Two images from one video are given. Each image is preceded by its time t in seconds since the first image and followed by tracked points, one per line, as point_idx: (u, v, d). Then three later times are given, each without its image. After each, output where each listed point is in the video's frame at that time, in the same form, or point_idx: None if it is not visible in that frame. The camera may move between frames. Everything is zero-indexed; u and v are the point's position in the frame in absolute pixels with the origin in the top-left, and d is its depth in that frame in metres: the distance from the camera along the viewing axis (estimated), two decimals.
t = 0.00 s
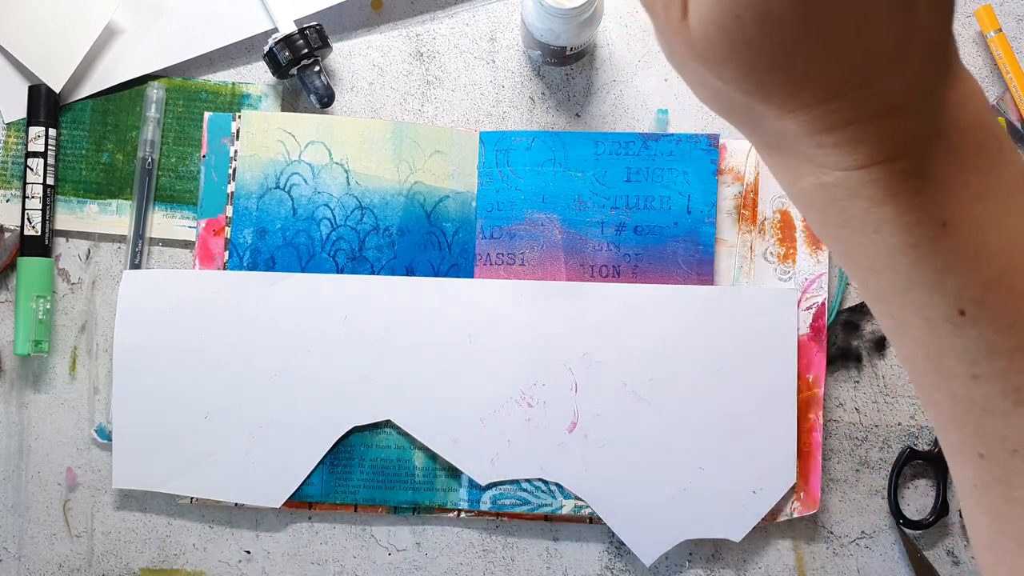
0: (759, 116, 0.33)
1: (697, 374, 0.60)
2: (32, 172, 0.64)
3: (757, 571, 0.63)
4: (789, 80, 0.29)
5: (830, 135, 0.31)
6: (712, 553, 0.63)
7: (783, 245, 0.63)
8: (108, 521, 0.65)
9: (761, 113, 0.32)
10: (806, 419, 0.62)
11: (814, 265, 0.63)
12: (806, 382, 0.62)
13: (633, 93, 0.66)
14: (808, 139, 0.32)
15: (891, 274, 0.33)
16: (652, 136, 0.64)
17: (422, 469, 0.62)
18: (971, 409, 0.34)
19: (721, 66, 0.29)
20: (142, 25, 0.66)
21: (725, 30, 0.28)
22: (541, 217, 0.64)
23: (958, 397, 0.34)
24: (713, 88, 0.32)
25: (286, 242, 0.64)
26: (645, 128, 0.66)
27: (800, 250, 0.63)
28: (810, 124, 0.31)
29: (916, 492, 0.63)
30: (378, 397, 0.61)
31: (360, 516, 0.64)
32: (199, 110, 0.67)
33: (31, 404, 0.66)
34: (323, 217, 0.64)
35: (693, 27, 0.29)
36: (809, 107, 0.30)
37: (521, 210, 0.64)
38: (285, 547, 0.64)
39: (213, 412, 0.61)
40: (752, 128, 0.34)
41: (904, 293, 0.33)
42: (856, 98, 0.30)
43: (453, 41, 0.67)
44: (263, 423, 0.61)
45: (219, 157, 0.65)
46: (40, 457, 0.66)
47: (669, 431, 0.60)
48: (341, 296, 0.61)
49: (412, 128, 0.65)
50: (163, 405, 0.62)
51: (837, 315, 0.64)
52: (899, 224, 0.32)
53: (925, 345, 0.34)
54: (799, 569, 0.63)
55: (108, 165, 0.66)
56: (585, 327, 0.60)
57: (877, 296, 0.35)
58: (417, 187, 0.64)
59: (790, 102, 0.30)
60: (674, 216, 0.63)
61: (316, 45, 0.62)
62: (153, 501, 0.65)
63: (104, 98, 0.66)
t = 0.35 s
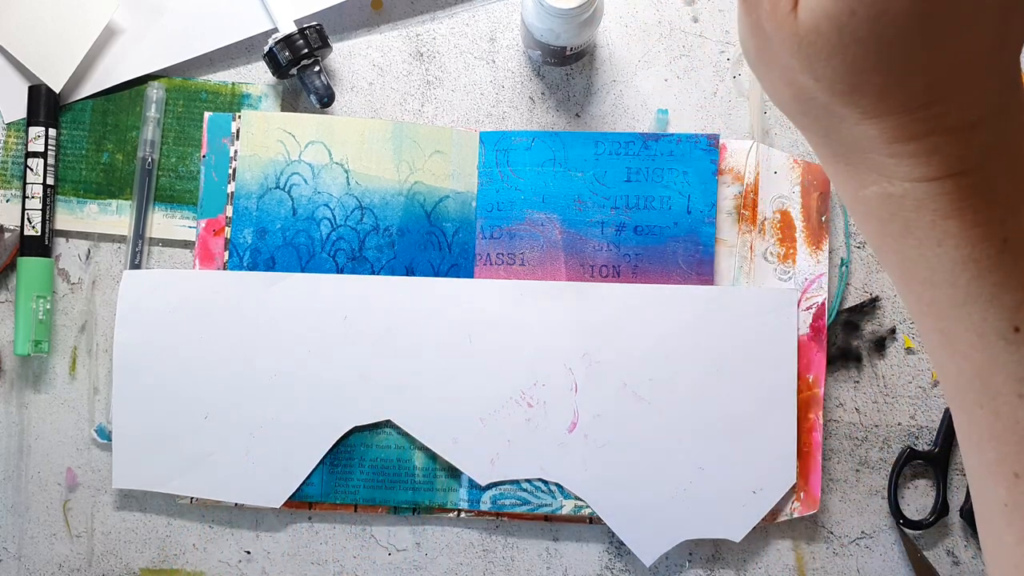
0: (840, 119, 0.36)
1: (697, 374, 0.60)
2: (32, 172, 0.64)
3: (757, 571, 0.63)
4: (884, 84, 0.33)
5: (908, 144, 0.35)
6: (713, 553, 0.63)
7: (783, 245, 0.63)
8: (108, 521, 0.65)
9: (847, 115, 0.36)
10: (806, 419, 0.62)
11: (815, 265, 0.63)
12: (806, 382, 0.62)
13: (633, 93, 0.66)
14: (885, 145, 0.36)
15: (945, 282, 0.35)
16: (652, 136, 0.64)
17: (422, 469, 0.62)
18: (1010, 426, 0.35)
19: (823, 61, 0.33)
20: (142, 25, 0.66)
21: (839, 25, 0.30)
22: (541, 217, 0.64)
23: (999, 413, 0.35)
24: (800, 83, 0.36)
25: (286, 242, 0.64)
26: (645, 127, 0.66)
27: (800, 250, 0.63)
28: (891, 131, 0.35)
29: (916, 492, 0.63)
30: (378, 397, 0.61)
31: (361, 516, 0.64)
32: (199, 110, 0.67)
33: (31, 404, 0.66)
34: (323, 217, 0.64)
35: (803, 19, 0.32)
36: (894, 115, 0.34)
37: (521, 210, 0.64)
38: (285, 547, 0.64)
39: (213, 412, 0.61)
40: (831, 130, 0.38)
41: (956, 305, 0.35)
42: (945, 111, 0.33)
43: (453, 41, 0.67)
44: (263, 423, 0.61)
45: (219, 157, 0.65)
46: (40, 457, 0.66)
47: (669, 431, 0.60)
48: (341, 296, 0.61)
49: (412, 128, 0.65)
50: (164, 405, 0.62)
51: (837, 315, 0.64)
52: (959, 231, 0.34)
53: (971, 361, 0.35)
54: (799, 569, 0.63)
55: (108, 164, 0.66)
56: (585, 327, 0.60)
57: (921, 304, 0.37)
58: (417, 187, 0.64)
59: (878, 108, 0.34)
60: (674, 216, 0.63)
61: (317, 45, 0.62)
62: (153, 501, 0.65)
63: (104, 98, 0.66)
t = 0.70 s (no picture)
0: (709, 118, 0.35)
1: (697, 374, 0.60)
2: (32, 172, 0.64)
3: (757, 571, 0.63)
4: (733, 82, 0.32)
5: (774, 131, 0.33)
6: (713, 553, 0.63)
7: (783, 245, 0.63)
8: (108, 521, 0.65)
9: (713, 113, 0.34)
10: (806, 419, 0.62)
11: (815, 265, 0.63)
12: (806, 382, 0.62)
13: (633, 93, 0.66)
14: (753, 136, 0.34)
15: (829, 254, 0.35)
16: (652, 136, 0.64)
17: (422, 469, 0.62)
18: (914, 385, 0.33)
19: (668, 67, 0.33)
20: (142, 25, 0.66)
21: (668, 35, 0.31)
22: (541, 217, 0.64)
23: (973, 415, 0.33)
24: (667, 91, 0.35)
25: (286, 242, 0.64)
26: (645, 128, 0.66)
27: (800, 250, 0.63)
28: (755, 121, 0.33)
29: (916, 492, 0.63)
30: (378, 397, 0.61)
31: (361, 516, 0.64)
32: (200, 110, 0.67)
33: (31, 404, 0.66)
34: (323, 217, 0.64)
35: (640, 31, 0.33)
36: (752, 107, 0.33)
37: (521, 210, 0.64)
38: (285, 547, 0.64)
39: (213, 412, 0.61)
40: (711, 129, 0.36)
41: (849, 273, 0.34)
42: (796, 97, 0.32)
43: (453, 41, 0.67)
44: (263, 422, 0.61)
45: (219, 157, 0.65)
46: (40, 457, 0.66)
47: (668, 431, 0.60)
48: (341, 296, 0.61)
49: (412, 128, 0.65)
50: (164, 405, 0.62)
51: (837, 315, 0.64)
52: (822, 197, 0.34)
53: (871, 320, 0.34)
54: (799, 569, 0.63)
55: (108, 164, 0.66)
56: (585, 327, 0.60)
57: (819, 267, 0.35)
58: (417, 187, 0.64)
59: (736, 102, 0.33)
60: (674, 216, 0.63)
61: (316, 45, 0.62)
62: (153, 501, 0.65)
63: (104, 97, 0.66)
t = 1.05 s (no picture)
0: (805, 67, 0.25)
1: (697, 374, 0.60)
2: (32, 172, 0.64)
3: (757, 571, 0.62)
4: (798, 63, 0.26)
5: (881, 105, 0.25)
6: (713, 553, 0.63)
7: (783, 245, 0.63)
8: (108, 521, 0.65)
9: (815, 78, 0.25)
10: (806, 419, 0.62)
11: (815, 265, 0.63)
12: (806, 382, 0.62)
13: (633, 93, 0.66)
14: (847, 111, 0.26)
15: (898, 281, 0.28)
16: (652, 136, 0.64)
17: (422, 469, 0.62)
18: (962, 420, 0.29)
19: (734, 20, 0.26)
20: (142, 25, 0.66)
21: None
22: (541, 217, 0.64)
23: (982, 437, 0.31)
24: None
25: (286, 242, 0.64)
26: (645, 128, 0.66)
27: (800, 250, 0.63)
28: (858, 94, 0.25)
29: (916, 492, 0.63)
30: (378, 397, 0.61)
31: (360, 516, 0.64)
32: (200, 110, 0.67)
33: (31, 404, 0.66)
34: (323, 217, 0.64)
35: None
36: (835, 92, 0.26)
37: (521, 210, 0.64)
38: (285, 547, 0.64)
39: (212, 412, 0.61)
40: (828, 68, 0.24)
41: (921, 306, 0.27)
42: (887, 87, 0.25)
43: (453, 41, 0.67)
44: (263, 423, 0.61)
45: (219, 157, 0.65)
46: (40, 457, 0.66)
47: (669, 431, 0.60)
48: (341, 296, 0.61)
49: (412, 128, 0.65)
50: (164, 405, 0.62)
51: (837, 316, 0.64)
52: (955, 179, 0.24)
53: (945, 326, 0.27)
54: (799, 569, 0.63)
55: (108, 165, 0.66)
56: (585, 327, 0.60)
57: (895, 275, 0.28)
58: (417, 187, 0.64)
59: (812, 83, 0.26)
60: (674, 216, 0.63)
61: (316, 45, 0.62)
62: (153, 501, 0.65)
63: (104, 98, 0.66)
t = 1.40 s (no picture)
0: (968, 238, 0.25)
1: (696, 374, 0.60)
2: (32, 172, 0.64)
3: (757, 571, 0.62)
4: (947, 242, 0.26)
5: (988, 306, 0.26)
6: (713, 553, 0.63)
7: (783, 245, 0.63)
8: (108, 521, 0.65)
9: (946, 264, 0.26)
10: (806, 419, 0.62)
11: (815, 265, 0.63)
12: (806, 382, 0.62)
13: (633, 93, 0.66)
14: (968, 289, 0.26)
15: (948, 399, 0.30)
16: (652, 136, 0.64)
17: (422, 469, 0.62)
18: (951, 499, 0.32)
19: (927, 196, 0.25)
20: (142, 25, 0.66)
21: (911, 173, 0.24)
22: (541, 217, 0.64)
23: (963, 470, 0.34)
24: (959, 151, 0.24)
25: (286, 242, 0.64)
26: (645, 128, 0.66)
27: (800, 250, 0.63)
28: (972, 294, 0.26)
29: (916, 492, 0.63)
30: (378, 397, 0.61)
31: (360, 516, 0.64)
32: (200, 110, 0.67)
33: (31, 404, 0.66)
34: (323, 217, 0.64)
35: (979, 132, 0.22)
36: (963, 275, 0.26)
37: (521, 210, 0.64)
38: (285, 547, 0.64)
39: (212, 412, 0.61)
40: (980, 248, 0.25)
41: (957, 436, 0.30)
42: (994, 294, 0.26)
43: (453, 41, 0.67)
44: (264, 422, 0.61)
45: (219, 157, 0.65)
46: (40, 457, 0.66)
47: (669, 431, 0.60)
48: (341, 296, 0.61)
49: (412, 128, 0.65)
50: (164, 405, 0.62)
51: (837, 316, 0.64)
52: None
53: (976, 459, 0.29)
54: (799, 569, 0.63)
55: (108, 165, 0.66)
56: (584, 327, 0.60)
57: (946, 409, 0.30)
58: (417, 187, 0.64)
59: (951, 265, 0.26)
60: (674, 216, 0.63)
61: (316, 45, 0.62)
62: (153, 501, 0.65)
63: (104, 97, 0.66)
